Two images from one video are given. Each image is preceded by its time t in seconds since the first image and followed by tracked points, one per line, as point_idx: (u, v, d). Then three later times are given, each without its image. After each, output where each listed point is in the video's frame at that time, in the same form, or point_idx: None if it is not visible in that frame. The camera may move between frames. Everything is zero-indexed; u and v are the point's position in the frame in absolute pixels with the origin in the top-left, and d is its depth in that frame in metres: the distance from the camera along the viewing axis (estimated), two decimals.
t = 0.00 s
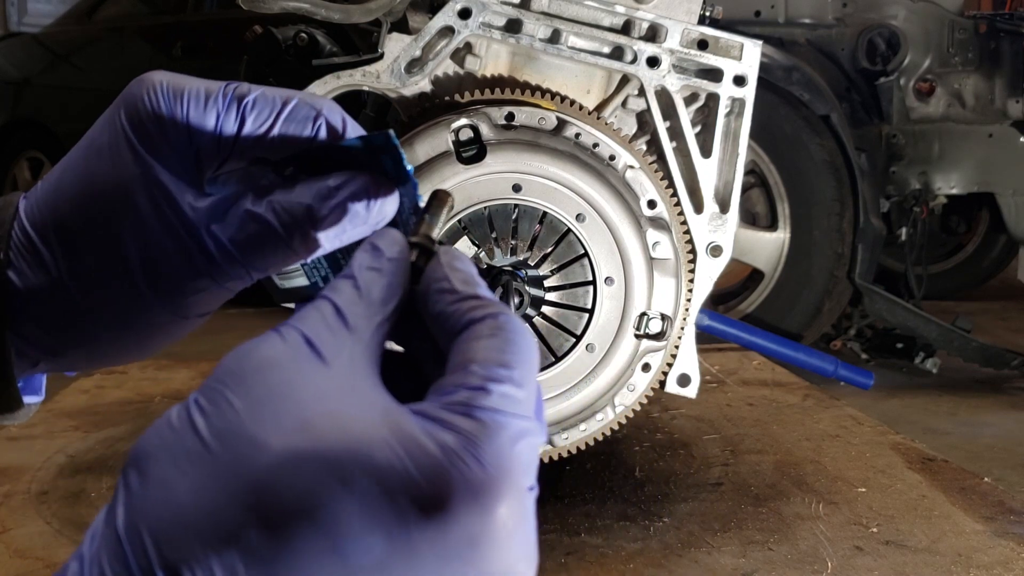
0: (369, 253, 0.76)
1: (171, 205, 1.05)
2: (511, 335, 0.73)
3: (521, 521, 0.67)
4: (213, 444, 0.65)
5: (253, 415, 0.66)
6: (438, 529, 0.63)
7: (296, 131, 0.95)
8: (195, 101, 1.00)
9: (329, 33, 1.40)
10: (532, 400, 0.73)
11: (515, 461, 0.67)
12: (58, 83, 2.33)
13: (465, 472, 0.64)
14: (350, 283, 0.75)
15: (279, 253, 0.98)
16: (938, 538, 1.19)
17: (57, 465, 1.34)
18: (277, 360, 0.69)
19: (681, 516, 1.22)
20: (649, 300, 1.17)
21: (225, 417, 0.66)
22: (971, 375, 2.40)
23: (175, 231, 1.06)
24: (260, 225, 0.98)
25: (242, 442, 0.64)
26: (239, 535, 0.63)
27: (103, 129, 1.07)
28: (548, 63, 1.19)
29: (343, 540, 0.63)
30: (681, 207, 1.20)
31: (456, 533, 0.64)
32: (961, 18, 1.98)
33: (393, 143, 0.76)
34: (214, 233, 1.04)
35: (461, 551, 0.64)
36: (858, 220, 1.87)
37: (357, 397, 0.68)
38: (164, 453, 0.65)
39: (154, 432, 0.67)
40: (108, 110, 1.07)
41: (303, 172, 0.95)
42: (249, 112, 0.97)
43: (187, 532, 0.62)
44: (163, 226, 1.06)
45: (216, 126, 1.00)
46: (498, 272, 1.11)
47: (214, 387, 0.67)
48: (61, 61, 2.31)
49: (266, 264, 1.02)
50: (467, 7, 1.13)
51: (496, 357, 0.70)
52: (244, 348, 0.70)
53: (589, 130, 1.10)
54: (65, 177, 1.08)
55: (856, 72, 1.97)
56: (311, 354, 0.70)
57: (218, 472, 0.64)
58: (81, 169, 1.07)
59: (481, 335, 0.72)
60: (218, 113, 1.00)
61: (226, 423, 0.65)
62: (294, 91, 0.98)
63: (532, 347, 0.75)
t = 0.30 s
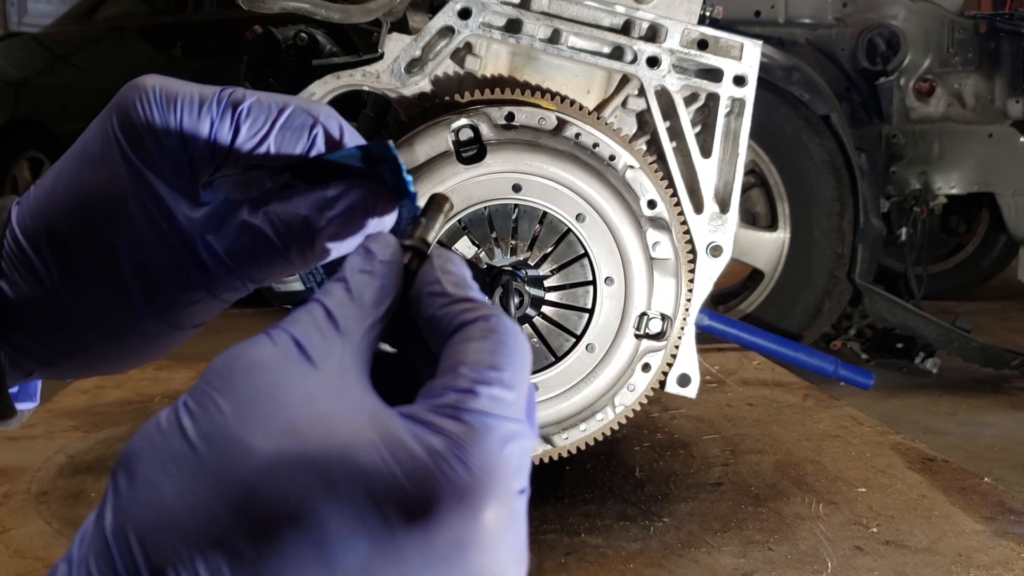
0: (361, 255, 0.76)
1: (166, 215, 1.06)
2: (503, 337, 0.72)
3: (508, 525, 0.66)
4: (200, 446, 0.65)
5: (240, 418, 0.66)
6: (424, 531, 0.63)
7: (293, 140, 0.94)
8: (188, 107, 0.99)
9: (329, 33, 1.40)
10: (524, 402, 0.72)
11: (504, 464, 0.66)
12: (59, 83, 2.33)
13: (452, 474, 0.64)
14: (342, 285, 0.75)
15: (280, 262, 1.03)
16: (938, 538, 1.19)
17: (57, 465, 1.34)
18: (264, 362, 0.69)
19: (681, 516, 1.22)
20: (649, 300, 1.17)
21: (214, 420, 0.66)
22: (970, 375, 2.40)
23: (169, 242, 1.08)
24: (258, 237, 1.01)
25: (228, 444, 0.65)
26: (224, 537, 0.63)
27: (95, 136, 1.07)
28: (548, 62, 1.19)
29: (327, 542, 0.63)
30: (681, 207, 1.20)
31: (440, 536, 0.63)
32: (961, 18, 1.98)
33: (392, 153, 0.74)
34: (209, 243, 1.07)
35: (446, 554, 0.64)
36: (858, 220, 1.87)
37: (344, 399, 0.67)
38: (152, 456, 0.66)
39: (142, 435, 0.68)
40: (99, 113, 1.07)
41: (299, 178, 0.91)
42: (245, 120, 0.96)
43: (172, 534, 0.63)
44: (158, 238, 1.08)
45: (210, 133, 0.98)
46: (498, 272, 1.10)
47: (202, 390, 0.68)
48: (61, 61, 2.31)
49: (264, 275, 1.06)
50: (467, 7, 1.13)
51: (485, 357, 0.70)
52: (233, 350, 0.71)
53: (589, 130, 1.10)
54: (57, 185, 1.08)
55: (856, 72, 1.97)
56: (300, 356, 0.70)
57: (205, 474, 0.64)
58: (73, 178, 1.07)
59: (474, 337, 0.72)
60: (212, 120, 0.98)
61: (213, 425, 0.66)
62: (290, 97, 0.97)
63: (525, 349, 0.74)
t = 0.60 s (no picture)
0: (352, 251, 0.77)
1: (165, 212, 1.07)
2: (497, 325, 0.71)
3: (500, 511, 0.66)
4: (190, 435, 0.66)
5: (229, 407, 0.66)
6: (413, 518, 0.63)
7: (290, 138, 0.95)
8: (187, 107, 1.00)
9: (328, 33, 1.40)
10: (518, 389, 0.71)
11: (495, 450, 0.66)
12: (59, 83, 2.33)
13: (441, 462, 0.63)
14: (334, 278, 0.75)
15: (279, 263, 1.03)
16: (938, 538, 1.19)
17: (57, 465, 1.34)
18: (254, 353, 0.69)
19: (681, 516, 1.22)
20: (649, 300, 1.17)
21: (203, 411, 0.67)
22: (970, 375, 2.40)
23: (167, 240, 1.08)
24: (257, 236, 1.01)
25: (218, 433, 0.65)
26: (215, 523, 0.64)
27: (94, 135, 1.08)
28: (548, 62, 1.19)
29: (316, 529, 0.64)
30: (681, 207, 1.20)
31: (430, 523, 0.63)
32: (961, 18, 1.98)
33: (395, 156, 0.73)
34: (208, 240, 1.06)
35: (436, 540, 0.63)
36: (858, 220, 1.87)
37: (333, 387, 0.67)
38: (144, 445, 0.67)
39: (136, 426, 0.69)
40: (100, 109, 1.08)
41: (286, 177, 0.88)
42: (242, 118, 0.97)
43: (164, 522, 0.64)
44: (156, 237, 1.08)
45: (208, 131, 0.99)
46: (498, 272, 1.10)
47: (193, 381, 0.69)
48: (61, 61, 2.31)
49: (264, 275, 1.06)
50: (467, 7, 1.13)
51: (476, 345, 0.69)
52: (225, 341, 0.71)
53: (589, 130, 1.10)
54: (55, 185, 1.09)
55: (857, 72, 1.97)
56: (291, 347, 0.70)
57: (195, 463, 0.65)
58: (71, 177, 1.08)
59: (467, 325, 0.71)
60: (210, 118, 0.99)
61: (203, 414, 0.67)
62: (289, 96, 0.98)
63: (518, 335, 0.72)
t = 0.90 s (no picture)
0: (338, 247, 0.78)
1: (159, 206, 1.07)
2: (473, 300, 0.72)
3: (474, 483, 0.65)
4: (162, 418, 0.64)
5: (200, 387, 0.65)
6: (384, 489, 0.62)
7: (282, 132, 0.95)
8: (179, 97, 1.00)
9: (328, 33, 1.40)
10: (492, 364, 0.71)
11: (467, 421, 0.65)
12: (59, 83, 2.33)
13: (411, 433, 0.63)
14: (315, 270, 0.76)
15: (273, 258, 1.05)
16: (938, 538, 1.19)
17: (57, 465, 1.34)
18: (231, 337, 0.68)
19: (680, 516, 1.22)
20: (649, 300, 1.17)
21: (176, 393, 0.65)
22: (970, 375, 2.40)
23: (160, 234, 1.09)
24: (248, 231, 1.03)
25: (188, 412, 0.64)
26: (183, 504, 0.61)
27: (83, 126, 1.08)
28: (548, 63, 1.19)
29: (287, 506, 0.62)
30: (681, 207, 1.20)
31: (401, 494, 0.62)
32: (961, 18, 1.98)
33: (391, 153, 0.77)
34: (200, 235, 1.07)
35: (409, 512, 0.62)
36: (858, 220, 1.87)
37: (310, 366, 0.67)
38: (118, 431, 0.65)
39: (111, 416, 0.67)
40: (90, 100, 1.07)
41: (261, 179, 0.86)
42: (234, 111, 0.97)
43: (134, 507, 0.62)
44: (150, 232, 1.08)
45: (201, 123, 0.99)
46: (498, 272, 1.10)
47: (167, 366, 0.67)
48: (61, 61, 2.30)
49: (257, 270, 1.08)
50: (467, 7, 1.13)
51: (451, 320, 0.70)
52: (202, 329, 0.70)
53: (589, 130, 1.10)
54: (45, 177, 1.08)
55: (856, 72, 1.97)
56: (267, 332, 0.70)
57: (165, 444, 0.63)
58: (62, 170, 1.08)
59: (444, 300, 0.72)
60: (202, 109, 0.99)
61: (174, 396, 0.65)
62: (282, 89, 0.98)
63: (502, 312, 0.74)
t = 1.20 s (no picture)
0: (333, 246, 0.78)
1: (158, 206, 1.07)
2: (467, 311, 0.72)
3: (462, 490, 0.64)
4: (153, 422, 0.65)
5: (192, 391, 0.65)
6: (371, 495, 0.61)
7: (282, 132, 0.95)
8: (179, 95, 1.00)
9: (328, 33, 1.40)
10: (484, 372, 0.71)
11: (457, 428, 0.65)
12: (59, 83, 2.33)
13: (399, 439, 0.63)
14: (310, 270, 0.76)
15: (270, 260, 1.06)
16: (938, 538, 1.19)
17: (57, 465, 1.34)
18: (223, 340, 0.68)
19: (680, 516, 1.22)
20: (649, 300, 1.17)
21: (166, 397, 0.65)
22: (970, 375, 2.40)
23: (158, 235, 1.09)
24: (246, 232, 1.04)
25: (179, 416, 0.64)
26: (173, 508, 0.62)
27: (80, 124, 1.07)
28: (548, 62, 1.19)
29: (274, 510, 0.62)
30: (681, 207, 1.20)
31: (389, 500, 0.62)
32: (961, 18, 1.98)
33: (388, 156, 0.77)
34: (198, 236, 1.07)
35: (396, 519, 0.62)
36: (858, 220, 1.87)
37: (299, 372, 0.67)
38: (110, 434, 0.65)
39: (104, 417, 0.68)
40: (89, 99, 1.07)
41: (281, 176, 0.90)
42: (236, 112, 0.97)
43: (123, 509, 0.63)
44: (148, 233, 1.09)
45: (200, 124, 0.99)
46: (498, 272, 1.11)
47: (158, 369, 0.68)
48: (61, 61, 2.30)
49: (254, 272, 1.10)
50: (467, 7, 1.13)
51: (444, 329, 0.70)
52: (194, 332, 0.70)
53: (589, 130, 1.10)
54: (43, 175, 1.08)
55: (857, 72, 1.97)
56: (259, 335, 0.70)
57: (156, 448, 0.63)
58: (59, 168, 1.07)
59: (437, 310, 0.71)
60: (202, 111, 0.99)
61: (165, 400, 0.65)
62: (283, 90, 0.98)
63: (495, 322, 0.74)
